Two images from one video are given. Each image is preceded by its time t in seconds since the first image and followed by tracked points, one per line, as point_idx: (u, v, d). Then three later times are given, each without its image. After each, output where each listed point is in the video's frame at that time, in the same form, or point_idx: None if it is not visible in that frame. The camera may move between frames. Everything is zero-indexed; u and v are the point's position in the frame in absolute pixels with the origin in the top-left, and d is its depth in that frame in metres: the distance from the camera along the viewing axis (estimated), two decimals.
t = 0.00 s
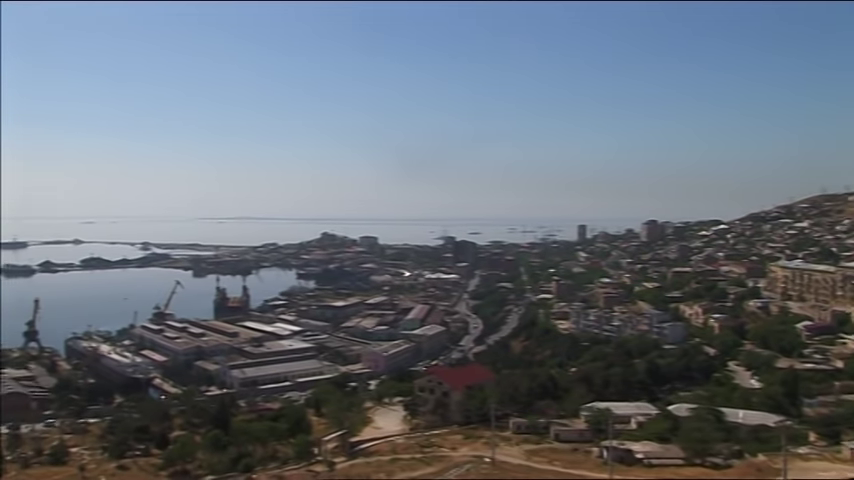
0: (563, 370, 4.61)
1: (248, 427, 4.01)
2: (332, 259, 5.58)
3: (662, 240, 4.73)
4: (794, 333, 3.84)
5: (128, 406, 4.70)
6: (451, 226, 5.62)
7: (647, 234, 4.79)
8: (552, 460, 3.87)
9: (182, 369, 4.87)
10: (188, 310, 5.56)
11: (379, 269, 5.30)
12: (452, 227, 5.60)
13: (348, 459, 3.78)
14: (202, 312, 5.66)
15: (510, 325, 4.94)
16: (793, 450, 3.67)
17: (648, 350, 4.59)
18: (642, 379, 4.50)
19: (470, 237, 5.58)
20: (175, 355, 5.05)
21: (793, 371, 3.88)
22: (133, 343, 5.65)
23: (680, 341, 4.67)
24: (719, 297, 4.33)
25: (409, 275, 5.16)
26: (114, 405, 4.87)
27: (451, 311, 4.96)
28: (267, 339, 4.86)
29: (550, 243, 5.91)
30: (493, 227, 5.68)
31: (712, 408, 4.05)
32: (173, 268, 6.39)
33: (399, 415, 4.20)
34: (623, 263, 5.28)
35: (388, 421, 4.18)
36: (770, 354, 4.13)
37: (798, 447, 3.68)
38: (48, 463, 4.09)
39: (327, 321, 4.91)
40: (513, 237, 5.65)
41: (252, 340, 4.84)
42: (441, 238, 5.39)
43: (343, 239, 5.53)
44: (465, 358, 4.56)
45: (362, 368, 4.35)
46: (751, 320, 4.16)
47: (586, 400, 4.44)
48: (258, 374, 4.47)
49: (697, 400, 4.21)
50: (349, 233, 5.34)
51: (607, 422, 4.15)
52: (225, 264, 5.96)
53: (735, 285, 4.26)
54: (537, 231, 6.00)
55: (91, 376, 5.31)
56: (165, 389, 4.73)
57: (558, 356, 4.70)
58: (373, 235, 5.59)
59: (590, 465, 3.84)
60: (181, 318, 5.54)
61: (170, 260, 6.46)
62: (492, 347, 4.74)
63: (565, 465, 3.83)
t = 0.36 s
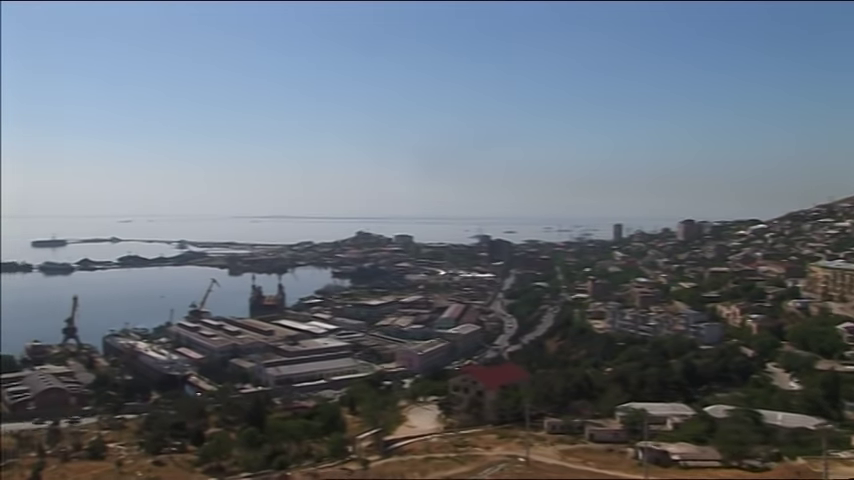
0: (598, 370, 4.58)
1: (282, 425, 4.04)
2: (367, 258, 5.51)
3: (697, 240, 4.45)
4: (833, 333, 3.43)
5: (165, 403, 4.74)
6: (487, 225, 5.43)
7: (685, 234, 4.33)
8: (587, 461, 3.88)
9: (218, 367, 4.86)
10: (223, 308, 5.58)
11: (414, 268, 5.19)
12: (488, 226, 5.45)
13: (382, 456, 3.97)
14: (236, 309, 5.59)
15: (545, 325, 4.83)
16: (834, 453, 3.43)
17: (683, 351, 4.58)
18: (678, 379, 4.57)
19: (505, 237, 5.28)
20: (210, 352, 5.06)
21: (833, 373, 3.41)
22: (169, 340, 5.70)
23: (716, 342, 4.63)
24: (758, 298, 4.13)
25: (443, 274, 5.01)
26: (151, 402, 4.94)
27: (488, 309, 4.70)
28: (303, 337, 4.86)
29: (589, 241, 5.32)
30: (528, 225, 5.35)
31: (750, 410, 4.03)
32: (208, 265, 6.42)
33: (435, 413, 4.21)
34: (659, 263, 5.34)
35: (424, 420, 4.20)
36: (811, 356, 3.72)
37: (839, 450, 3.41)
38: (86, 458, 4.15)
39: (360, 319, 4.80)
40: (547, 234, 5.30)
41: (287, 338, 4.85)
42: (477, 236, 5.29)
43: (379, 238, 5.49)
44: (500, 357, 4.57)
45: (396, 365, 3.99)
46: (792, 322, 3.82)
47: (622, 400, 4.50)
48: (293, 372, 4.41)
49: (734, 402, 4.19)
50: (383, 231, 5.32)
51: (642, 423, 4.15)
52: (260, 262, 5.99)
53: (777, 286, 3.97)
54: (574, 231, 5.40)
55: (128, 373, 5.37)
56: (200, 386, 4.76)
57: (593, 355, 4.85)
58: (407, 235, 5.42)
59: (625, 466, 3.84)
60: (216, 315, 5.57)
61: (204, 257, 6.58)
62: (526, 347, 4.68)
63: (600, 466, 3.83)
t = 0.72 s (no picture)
0: (636, 371, 4.56)
1: (319, 422, 4.05)
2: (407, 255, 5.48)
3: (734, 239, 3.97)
4: None
5: (203, 399, 4.78)
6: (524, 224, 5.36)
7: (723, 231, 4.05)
8: (625, 462, 3.85)
9: (256, 365, 4.86)
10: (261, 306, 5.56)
11: (452, 267, 5.23)
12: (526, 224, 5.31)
13: (419, 455, 3.86)
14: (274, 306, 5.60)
15: (582, 324, 4.81)
16: None
17: (722, 351, 4.49)
18: (717, 380, 4.42)
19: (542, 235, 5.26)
20: (248, 350, 5.10)
21: None
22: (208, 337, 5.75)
23: (758, 343, 4.42)
24: (799, 298, 3.88)
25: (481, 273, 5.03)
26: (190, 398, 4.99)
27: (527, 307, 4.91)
28: (340, 336, 4.89)
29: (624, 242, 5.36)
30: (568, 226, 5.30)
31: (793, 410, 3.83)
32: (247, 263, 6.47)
33: (471, 412, 4.22)
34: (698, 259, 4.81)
35: (460, 419, 4.19)
36: None
37: None
38: (126, 453, 4.21)
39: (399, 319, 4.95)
40: (585, 235, 5.25)
41: (325, 337, 4.87)
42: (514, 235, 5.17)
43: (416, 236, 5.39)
44: (536, 357, 4.53)
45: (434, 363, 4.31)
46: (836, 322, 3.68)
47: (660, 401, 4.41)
48: (331, 370, 4.46)
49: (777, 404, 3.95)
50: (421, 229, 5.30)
51: (681, 424, 4.09)
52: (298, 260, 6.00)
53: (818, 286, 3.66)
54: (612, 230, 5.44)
55: (168, 369, 5.42)
56: (238, 383, 4.80)
57: (631, 356, 4.66)
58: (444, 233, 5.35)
59: (663, 467, 3.81)
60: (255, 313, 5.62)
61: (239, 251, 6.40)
62: (564, 346, 4.66)
63: (637, 467, 3.80)
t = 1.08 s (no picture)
0: (678, 370, 4.49)
1: (360, 419, 4.07)
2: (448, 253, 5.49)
3: (780, 236, 3.84)
4: None
5: (244, 395, 4.82)
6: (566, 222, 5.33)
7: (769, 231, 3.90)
8: (667, 462, 3.80)
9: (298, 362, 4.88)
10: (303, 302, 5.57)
11: (493, 264, 5.23)
12: (568, 222, 5.30)
13: (459, 453, 3.83)
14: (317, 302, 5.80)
15: (623, 323, 4.79)
16: None
17: (767, 351, 4.19)
18: (762, 381, 4.24)
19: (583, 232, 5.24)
20: (290, 346, 5.12)
21: None
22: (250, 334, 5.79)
23: (804, 343, 4.01)
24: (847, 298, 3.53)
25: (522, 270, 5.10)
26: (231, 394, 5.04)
27: (566, 306, 4.86)
28: (381, 333, 4.91)
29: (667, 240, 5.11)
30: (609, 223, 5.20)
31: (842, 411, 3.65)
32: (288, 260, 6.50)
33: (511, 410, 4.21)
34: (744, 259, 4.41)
35: (500, 416, 4.18)
36: None
37: None
38: (169, 447, 4.27)
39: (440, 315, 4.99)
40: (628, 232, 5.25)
41: (366, 334, 4.88)
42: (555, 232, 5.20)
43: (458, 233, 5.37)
44: (577, 356, 4.50)
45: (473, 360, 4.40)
46: None
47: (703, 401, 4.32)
48: (371, 367, 4.50)
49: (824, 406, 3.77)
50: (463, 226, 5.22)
51: (724, 424, 4.02)
52: (340, 257, 6.00)
53: None
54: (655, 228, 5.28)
55: (209, 365, 5.46)
56: (279, 379, 4.83)
57: (674, 356, 4.57)
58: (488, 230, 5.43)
59: (705, 468, 3.75)
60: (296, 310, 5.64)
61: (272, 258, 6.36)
62: (606, 345, 4.64)
63: (679, 467, 3.74)
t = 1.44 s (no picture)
0: (725, 371, 4.29)
1: (402, 416, 4.08)
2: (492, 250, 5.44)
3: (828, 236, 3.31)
4: None
5: (288, 391, 4.85)
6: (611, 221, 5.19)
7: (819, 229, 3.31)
8: (711, 464, 3.77)
9: (341, 358, 4.91)
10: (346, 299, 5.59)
11: (536, 262, 5.28)
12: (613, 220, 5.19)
13: (502, 452, 3.83)
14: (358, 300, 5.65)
15: (670, 322, 4.58)
16: None
17: (817, 352, 3.74)
18: (810, 382, 3.92)
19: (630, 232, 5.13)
20: (333, 343, 5.12)
21: None
22: (293, 330, 5.83)
23: None
24: None
25: (566, 268, 5.10)
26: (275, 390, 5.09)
27: (612, 305, 4.86)
28: (424, 330, 4.91)
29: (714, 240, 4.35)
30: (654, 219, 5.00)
31: None
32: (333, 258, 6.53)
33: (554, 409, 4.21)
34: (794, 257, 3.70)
35: (544, 415, 4.18)
36: None
37: None
38: (213, 442, 4.31)
39: (482, 312, 5.00)
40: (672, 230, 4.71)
41: (409, 331, 4.90)
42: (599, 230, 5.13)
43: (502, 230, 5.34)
44: (621, 354, 4.43)
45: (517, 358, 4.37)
46: None
47: (748, 403, 4.24)
48: (414, 364, 4.48)
49: None
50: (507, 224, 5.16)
51: (772, 426, 3.94)
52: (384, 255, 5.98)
53: None
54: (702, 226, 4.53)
55: (253, 361, 5.50)
56: (322, 376, 4.85)
57: (720, 355, 4.30)
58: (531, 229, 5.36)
59: (752, 471, 3.71)
60: (339, 306, 5.65)
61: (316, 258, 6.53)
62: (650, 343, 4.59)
63: (724, 470, 3.71)
